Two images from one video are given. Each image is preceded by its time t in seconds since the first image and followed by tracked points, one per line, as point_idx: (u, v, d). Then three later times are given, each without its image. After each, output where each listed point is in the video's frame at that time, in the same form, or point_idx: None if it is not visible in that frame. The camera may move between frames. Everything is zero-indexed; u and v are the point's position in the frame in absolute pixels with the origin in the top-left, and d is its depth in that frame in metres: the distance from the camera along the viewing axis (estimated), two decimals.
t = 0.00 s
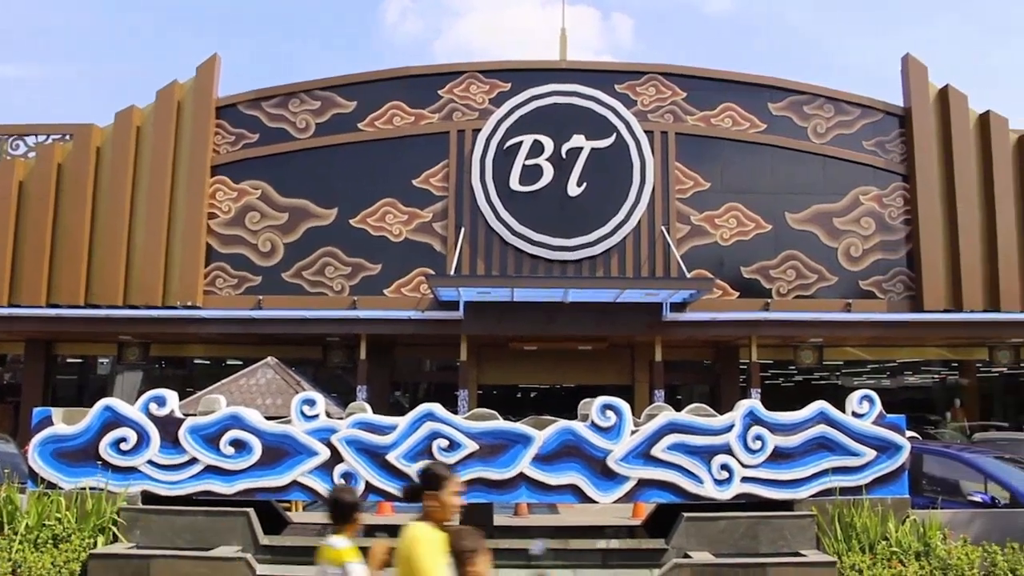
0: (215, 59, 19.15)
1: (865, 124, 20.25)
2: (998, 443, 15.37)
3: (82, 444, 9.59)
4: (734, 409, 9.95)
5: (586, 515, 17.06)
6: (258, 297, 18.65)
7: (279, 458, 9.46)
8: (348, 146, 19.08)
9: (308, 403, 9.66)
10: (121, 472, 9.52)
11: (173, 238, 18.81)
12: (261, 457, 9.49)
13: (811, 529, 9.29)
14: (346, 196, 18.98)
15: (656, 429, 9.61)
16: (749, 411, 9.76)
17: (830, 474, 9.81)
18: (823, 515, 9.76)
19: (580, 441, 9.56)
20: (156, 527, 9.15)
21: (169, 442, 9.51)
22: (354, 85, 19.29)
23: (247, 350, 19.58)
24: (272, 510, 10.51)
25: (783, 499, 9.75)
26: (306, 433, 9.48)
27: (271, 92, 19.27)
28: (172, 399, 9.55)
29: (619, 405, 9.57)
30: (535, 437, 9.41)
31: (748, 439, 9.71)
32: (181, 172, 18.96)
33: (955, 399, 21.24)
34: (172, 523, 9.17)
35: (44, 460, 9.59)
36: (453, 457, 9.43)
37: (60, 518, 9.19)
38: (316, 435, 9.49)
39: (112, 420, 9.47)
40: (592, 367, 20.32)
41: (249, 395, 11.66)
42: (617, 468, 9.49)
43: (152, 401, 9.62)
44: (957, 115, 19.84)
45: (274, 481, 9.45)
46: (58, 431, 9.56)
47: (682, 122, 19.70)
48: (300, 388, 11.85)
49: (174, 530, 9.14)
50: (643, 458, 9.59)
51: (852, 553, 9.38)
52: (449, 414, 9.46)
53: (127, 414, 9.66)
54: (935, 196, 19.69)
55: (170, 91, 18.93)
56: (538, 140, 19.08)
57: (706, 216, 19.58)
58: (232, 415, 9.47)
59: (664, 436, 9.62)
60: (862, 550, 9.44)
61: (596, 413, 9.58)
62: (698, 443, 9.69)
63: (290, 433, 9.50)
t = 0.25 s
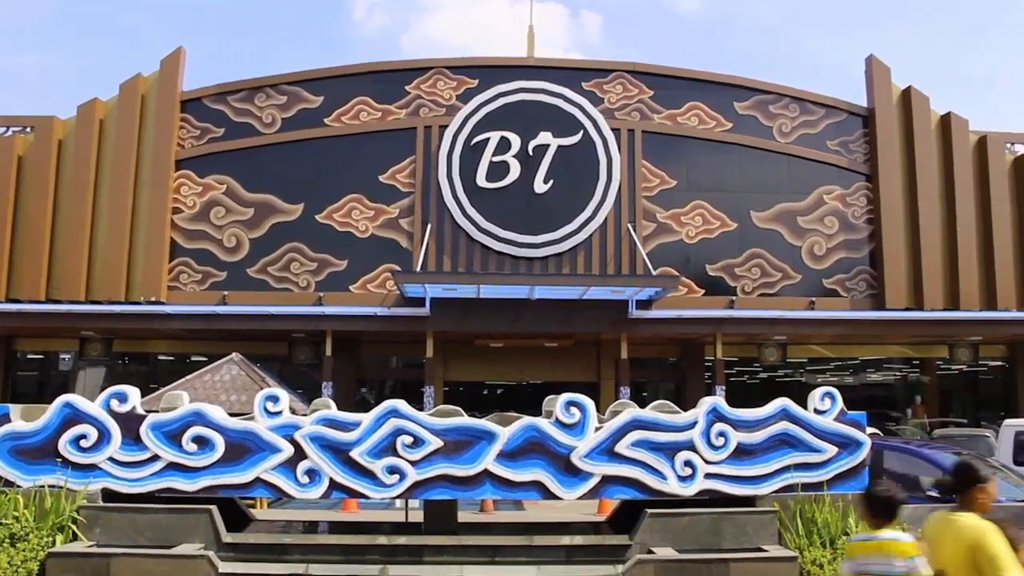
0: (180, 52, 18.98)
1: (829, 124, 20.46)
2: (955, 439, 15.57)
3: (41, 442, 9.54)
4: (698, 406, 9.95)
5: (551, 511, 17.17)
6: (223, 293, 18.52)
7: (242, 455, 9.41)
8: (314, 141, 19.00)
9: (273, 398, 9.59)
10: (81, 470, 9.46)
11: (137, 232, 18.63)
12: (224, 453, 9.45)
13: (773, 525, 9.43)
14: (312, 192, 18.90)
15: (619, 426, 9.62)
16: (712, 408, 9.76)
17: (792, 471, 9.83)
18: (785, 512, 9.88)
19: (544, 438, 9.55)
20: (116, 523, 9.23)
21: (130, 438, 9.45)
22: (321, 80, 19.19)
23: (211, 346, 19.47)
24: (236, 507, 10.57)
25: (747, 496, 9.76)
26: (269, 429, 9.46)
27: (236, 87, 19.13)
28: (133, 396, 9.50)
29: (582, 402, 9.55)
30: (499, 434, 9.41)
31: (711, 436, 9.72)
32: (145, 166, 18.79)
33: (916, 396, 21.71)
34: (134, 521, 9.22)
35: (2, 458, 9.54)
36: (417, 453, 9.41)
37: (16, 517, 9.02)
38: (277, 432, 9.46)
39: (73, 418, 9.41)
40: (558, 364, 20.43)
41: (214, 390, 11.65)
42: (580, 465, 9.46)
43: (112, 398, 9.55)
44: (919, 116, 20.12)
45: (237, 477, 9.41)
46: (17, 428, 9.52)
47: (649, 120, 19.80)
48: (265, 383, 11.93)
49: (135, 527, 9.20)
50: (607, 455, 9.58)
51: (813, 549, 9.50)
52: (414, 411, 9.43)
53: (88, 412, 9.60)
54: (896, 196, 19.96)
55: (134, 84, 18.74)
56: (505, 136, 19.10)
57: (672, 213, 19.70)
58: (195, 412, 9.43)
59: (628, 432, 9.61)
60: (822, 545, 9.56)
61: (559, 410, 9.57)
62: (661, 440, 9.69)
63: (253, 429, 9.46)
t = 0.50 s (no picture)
0: (165, 54, 19.38)
1: (797, 129, 21.16)
2: (916, 432, 16.24)
3: (23, 435, 8.69)
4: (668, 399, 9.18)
5: (527, 501, 17.74)
6: (207, 289, 18.97)
7: (225, 448, 8.60)
8: (297, 142, 19.46)
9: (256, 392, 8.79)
10: (65, 463, 8.64)
11: (122, 230, 19.02)
12: (207, 448, 8.62)
13: (742, 516, 8.65)
14: (295, 191, 19.36)
15: (593, 419, 8.81)
16: (682, 402, 8.99)
17: (760, 463, 9.05)
18: (752, 503, 9.01)
19: (521, 432, 8.72)
20: (100, 518, 8.38)
21: (114, 432, 8.61)
22: (303, 82, 19.65)
23: (195, 342, 19.88)
24: (218, 497, 9.95)
25: (714, 488, 8.99)
26: (251, 424, 8.62)
27: (220, 88, 19.56)
28: (118, 389, 8.66)
29: (556, 394, 8.78)
30: (476, 427, 8.59)
31: (681, 429, 8.92)
32: (129, 165, 19.18)
33: (879, 391, 22.54)
34: (116, 514, 8.38)
35: None
36: (397, 446, 8.59)
37: None
38: (260, 427, 8.63)
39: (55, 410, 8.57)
40: (534, 360, 21.03)
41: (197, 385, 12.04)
42: (555, 459, 8.68)
43: (98, 391, 8.77)
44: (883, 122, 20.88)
45: (219, 471, 8.59)
46: None
47: (623, 123, 20.41)
48: (247, 376, 12.41)
49: (117, 521, 8.35)
50: (581, 448, 8.79)
51: (780, 539, 8.73)
52: (393, 403, 8.65)
53: (72, 404, 8.78)
54: (861, 198, 20.69)
55: (119, 84, 19.13)
56: (483, 138, 19.64)
57: (645, 214, 20.33)
58: (179, 405, 8.59)
59: (601, 426, 8.81)
60: (789, 535, 8.84)
61: (534, 403, 8.77)
62: (634, 432, 8.88)
63: (236, 423, 8.65)
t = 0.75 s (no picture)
0: (165, 54, 19.39)
1: (797, 129, 21.16)
2: (916, 432, 16.23)
3: (23, 435, 8.69)
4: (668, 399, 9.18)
5: (526, 501, 17.75)
6: (207, 289, 18.97)
7: (225, 449, 8.60)
8: (297, 142, 19.46)
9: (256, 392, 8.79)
10: (65, 463, 8.64)
11: (122, 230, 19.03)
12: (207, 448, 8.62)
13: (742, 515, 8.65)
14: (295, 191, 19.36)
15: (593, 419, 8.81)
16: (682, 402, 8.99)
17: (761, 463, 9.05)
18: (752, 503, 9.01)
19: (521, 432, 8.72)
20: (100, 518, 8.38)
21: (114, 432, 8.61)
22: (303, 81, 19.65)
23: (195, 342, 19.88)
24: (217, 497, 9.95)
25: (714, 489, 8.98)
26: (252, 424, 8.62)
27: (220, 88, 19.56)
28: (118, 390, 8.67)
29: (556, 394, 8.78)
30: (476, 428, 8.59)
31: (681, 429, 8.92)
32: (129, 165, 19.18)
33: (879, 391, 22.54)
34: (116, 514, 8.38)
35: None
36: (397, 446, 8.59)
37: None
38: (260, 427, 8.63)
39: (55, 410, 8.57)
40: (534, 360, 21.03)
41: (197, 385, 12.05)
42: (555, 459, 8.68)
43: (98, 391, 8.77)
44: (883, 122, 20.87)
45: (219, 472, 8.60)
46: None
47: (623, 123, 20.41)
48: (246, 376, 12.43)
49: (117, 522, 8.36)
50: (581, 448, 8.79)
51: (781, 539, 8.73)
52: (393, 403, 8.65)
53: (71, 404, 8.78)
54: (861, 199, 20.69)
55: (119, 84, 19.13)
56: (483, 138, 19.65)
57: (645, 214, 20.32)
58: (179, 405, 8.59)
59: (601, 426, 8.81)
60: (789, 535, 8.83)
61: (534, 403, 8.77)
62: (634, 432, 8.88)
63: (236, 423, 8.65)
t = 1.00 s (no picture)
0: (164, 54, 19.38)
1: (797, 129, 21.15)
2: (916, 432, 16.24)
3: (23, 435, 8.69)
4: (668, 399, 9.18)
5: (526, 501, 17.76)
6: (207, 289, 18.97)
7: (225, 448, 8.60)
8: (297, 142, 19.46)
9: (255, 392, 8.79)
10: (65, 463, 8.64)
11: (122, 230, 19.02)
12: (207, 448, 8.62)
13: (742, 515, 8.65)
14: (295, 191, 19.36)
15: (593, 419, 8.81)
16: (682, 401, 8.99)
17: (761, 463, 9.05)
18: (752, 503, 9.01)
19: (521, 432, 8.72)
20: (99, 518, 8.38)
21: (114, 432, 8.61)
22: (303, 81, 19.65)
23: (195, 342, 19.88)
24: (217, 497, 9.95)
25: (714, 488, 8.98)
26: (252, 424, 8.62)
27: (220, 88, 19.56)
28: (118, 390, 8.67)
29: (556, 394, 8.78)
30: (476, 428, 8.59)
31: (681, 429, 8.92)
32: (129, 165, 19.18)
33: (879, 391, 22.53)
34: (116, 514, 8.38)
35: None
36: (396, 446, 8.59)
37: None
38: (260, 427, 8.63)
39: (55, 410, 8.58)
40: (533, 360, 21.03)
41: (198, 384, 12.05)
42: (555, 459, 8.68)
43: (98, 391, 8.77)
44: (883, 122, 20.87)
45: (219, 472, 8.60)
46: None
47: (623, 123, 20.41)
48: (246, 376, 12.44)
49: (117, 521, 8.36)
50: (580, 448, 8.79)
51: (781, 539, 8.73)
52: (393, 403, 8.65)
53: (71, 404, 8.78)
54: (861, 199, 20.68)
55: (119, 84, 19.13)
56: (483, 138, 19.65)
57: (645, 214, 20.32)
58: (179, 405, 8.59)
59: (601, 426, 8.81)
60: (790, 535, 8.83)
61: (534, 403, 8.77)
62: (634, 432, 8.88)
63: (236, 423, 8.65)
